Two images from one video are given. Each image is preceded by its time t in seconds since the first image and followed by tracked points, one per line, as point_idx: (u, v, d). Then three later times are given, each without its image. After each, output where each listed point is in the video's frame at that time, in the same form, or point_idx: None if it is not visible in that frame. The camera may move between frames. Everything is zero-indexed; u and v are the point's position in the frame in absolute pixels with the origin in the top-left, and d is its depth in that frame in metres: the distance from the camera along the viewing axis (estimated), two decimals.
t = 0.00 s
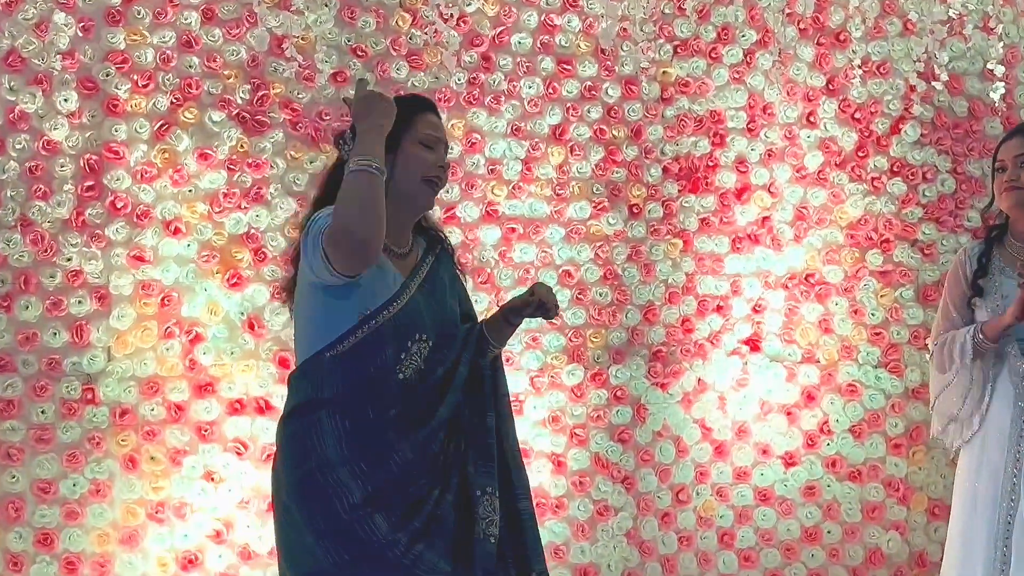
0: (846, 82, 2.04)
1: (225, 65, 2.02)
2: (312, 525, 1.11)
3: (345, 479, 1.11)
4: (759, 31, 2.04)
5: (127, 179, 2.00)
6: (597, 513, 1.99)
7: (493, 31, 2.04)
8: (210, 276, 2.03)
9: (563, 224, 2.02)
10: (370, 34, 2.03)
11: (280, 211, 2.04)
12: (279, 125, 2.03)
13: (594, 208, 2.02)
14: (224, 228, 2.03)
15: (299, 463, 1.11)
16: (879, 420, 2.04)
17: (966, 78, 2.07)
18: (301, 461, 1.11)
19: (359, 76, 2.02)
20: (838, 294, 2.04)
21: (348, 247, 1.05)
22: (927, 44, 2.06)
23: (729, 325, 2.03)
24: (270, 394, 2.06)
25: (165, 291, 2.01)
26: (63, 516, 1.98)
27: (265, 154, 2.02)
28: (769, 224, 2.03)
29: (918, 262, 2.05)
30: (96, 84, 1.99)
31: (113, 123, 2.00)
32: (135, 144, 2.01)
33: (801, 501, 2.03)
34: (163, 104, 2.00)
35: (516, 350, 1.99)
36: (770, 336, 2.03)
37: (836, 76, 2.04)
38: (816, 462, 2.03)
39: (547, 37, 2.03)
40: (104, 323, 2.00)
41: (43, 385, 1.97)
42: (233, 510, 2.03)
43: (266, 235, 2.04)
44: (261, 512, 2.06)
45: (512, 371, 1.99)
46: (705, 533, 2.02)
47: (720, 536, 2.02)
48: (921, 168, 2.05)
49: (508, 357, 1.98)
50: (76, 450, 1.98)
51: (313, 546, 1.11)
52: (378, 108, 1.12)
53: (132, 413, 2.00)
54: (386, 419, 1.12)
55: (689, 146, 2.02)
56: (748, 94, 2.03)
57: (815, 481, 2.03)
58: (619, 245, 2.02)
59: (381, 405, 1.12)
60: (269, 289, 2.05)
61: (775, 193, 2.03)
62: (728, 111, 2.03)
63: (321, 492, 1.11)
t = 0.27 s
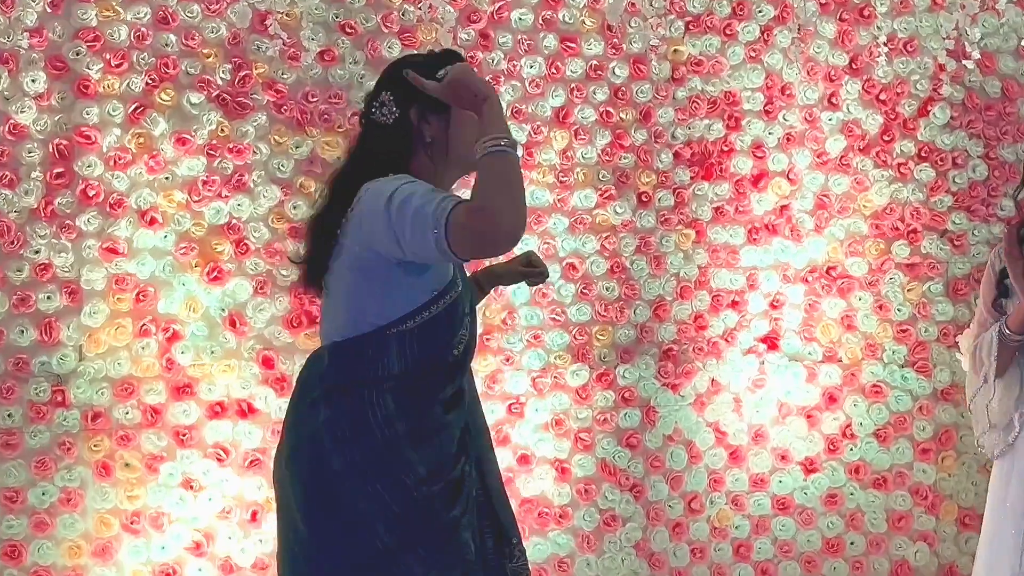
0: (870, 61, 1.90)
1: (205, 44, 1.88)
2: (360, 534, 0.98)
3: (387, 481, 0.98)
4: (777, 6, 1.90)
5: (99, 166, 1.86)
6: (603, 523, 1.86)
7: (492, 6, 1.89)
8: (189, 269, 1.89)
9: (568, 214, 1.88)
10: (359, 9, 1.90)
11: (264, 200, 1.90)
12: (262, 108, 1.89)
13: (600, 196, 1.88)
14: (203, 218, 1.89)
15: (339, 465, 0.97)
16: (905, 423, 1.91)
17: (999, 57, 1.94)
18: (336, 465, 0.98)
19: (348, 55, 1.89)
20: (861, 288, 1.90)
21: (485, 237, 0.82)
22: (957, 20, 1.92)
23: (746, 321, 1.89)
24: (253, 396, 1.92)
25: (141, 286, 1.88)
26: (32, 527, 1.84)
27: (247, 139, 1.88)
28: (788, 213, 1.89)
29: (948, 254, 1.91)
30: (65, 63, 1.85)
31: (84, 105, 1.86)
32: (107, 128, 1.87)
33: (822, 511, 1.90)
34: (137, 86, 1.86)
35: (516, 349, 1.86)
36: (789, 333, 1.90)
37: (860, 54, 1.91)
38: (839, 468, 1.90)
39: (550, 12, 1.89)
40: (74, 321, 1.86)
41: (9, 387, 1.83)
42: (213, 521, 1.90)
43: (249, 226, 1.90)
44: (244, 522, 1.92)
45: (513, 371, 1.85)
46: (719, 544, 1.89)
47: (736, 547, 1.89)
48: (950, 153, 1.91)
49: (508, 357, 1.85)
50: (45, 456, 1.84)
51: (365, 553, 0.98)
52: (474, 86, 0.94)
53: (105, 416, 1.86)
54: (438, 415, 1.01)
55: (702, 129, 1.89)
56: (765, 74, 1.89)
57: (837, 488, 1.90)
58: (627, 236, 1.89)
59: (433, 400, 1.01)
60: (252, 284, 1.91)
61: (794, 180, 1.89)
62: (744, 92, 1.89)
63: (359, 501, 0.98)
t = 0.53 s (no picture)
0: (878, 50, 1.87)
1: (201, 33, 1.85)
2: (426, 543, 0.96)
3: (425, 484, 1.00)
4: None
5: (93, 157, 1.82)
6: (606, 520, 1.83)
7: None
8: (185, 262, 1.86)
9: (570, 205, 1.86)
10: None
11: (261, 192, 1.86)
12: (259, 97, 1.85)
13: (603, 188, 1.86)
14: (199, 210, 1.86)
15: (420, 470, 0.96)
16: (913, 419, 1.88)
17: (1009, 45, 1.90)
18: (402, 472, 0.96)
19: (346, 44, 1.86)
20: (869, 281, 1.87)
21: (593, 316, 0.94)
22: (966, 8, 1.89)
23: (751, 315, 1.86)
24: (249, 391, 1.89)
25: (135, 279, 1.84)
26: (25, 524, 1.82)
27: (244, 129, 1.85)
28: (794, 205, 1.86)
29: (957, 246, 1.88)
30: (59, 52, 1.82)
31: (78, 95, 1.82)
32: (102, 119, 1.83)
33: (829, 507, 1.86)
34: (133, 75, 1.83)
35: (518, 343, 1.82)
36: (795, 327, 1.86)
37: (867, 43, 1.87)
38: (846, 464, 1.86)
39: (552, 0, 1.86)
40: (68, 314, 1.83)
41: (3, 381, 1.81)
42: (210, 517, 1.87)
43: (246, 218, 1.86)
44: (242, 519, 1.89)
45: (514, 366, 1.82)
46: (724, 542, 1.85)
47: (741, 544, 1.86)
48: (959, 144, 1.88)
49: (509, 351, 1.82)
50: (39, 452, 1.82)
51: (440, 564, 0.97)
52: (616, 179, 1.07)
53: (99, 411, 1.83)
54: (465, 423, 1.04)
55: (707, 120, 1.85)
56: (771, 63, 1.86)
57: (844, 485, 1.86)
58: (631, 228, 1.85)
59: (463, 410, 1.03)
60: (249, 277, 1.88)
61: (801, 171, 1.86)
62: (749, 81, 1.86)
63: (422, 512, 0.97)
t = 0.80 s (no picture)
0: (881, 40, 1.87)
1: (203, 23, 1.85)
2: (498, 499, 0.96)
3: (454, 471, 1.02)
4: None
5: (95, 148, 1.83)
6: (609, 511, 1.83)
7: None
8: (187, 253, 1.86)
9: (573, 196, 1.85)
10: None
11: (263, 182, 1.86)
12: (261, 88, 1.85)
13: (606, 178, 1.86)
14: (202, 200, 1.85)
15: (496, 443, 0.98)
16: (916, 410, 1.88)
17: (1013, 36, 1.90)
18: (478, 439, 0.96)
19: (349, 34, 1.85)
20: (872, 272, 1.87)
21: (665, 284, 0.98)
22: None
23: (754, 306, 1.86)
24: (252, 382, 1.89)
25: (138, 270, 1.84)
26: (28, 515, 1.82)
27: (246, 120, 1.85)
28: (797, 195, 1.86)
29: (960, 237, 1.88)
30: (61, 43, 1.82)
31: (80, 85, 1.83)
32: (104, 109, 1.83)
33: (831, 498, 1.86)
34: (135, 65, 1.83)
35: (520, 334, 1.83)
36: (798, 318, 1.86)
37: (870, 33, 1.87)
38: (848, 455, 1.86)
39: None
40: (71, 305, 1.83)
41: (5, 372, 1.81)
42: (212, 508, 1.87)
43: (248, 209, 1.86)
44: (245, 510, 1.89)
45: (517, 356, 1.83)
46: (726, 533, 1.85)
47: (744, 536, 1.86)
48: (963, 135, 1.88)
49: (512, 342, 1.82)
50: (41, 442, 1.82)
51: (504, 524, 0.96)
52: (651, 155, 1.08)
53: (102, 402, 1.83)
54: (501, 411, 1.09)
55: (710, 110, 1.85)
56: (774, 54, 1.86)
57: (846, 476, 1.86)
58: (633, 219, 1.87)
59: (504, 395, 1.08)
60: (251, 268, 1.87)
61: (804, 162, 1.86)
62: (752, 72, 1.86)
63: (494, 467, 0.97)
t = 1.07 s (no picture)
0: (887, 31, 1.87)
1: (208, 13, 1.85)
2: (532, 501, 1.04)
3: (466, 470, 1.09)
4: None
5: (100, 138, 1.83)
6: (613, 502, 1.83)
7: None
8: (192, 244, 1.86)
9: (578, 186, 1.85)
10: None
11: (268, 172, 1.85)
12: (266, 79, 1.85)
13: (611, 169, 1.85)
14: (207, 191, 1.85)
15: (532, 438, 1.06)
16: (921, 401, 1.88)
17: (1018, 27, 1.90)
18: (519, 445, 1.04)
19: (354, 25, 1.85)
20: (877, 263, 1.87)
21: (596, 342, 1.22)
22: None
23: (758, 297, 1.86)
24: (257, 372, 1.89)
25: (143, 260, 1.85)
26: (33, 505, 1.82)
27: (251, 110, 1.85)
28: (802, 186, 1.86)
29: (965, 228, 1.87)
30: (66, 34, 1.83)
31: (85, 76, 1.83)
32: (109, 100, 1.83)
33: (836, 490, 1.86)
34: (139, 56, 1.83)
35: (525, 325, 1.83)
36: (803, 309, 1.86)
37: (876, 24, 1.87)
38: (853, 447, 1.86)
39: None
40: (76, 295, 1.83)
41: (10, 362, 1.81)
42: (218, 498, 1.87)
43: (253, 199, 1.86)
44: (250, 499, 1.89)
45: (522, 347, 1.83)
46: (731, 524, 1.85)
47: (748, 527, 1.86)
48: (969, 126, 1.87)
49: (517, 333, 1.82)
50: (46, 432, 1.82)
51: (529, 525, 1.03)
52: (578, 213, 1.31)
53: (107, 392, 1.84)
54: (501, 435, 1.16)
55: (715, 101, 1.85)
56: (780, 45, 1.86)
57: (851, 467, 1.86)
58: (638, 210, 1.85)
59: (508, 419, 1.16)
60: (255, 258, 1.87)
61: (809, 153, 1.86)
62: (758, 63, 1.85)
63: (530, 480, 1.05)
